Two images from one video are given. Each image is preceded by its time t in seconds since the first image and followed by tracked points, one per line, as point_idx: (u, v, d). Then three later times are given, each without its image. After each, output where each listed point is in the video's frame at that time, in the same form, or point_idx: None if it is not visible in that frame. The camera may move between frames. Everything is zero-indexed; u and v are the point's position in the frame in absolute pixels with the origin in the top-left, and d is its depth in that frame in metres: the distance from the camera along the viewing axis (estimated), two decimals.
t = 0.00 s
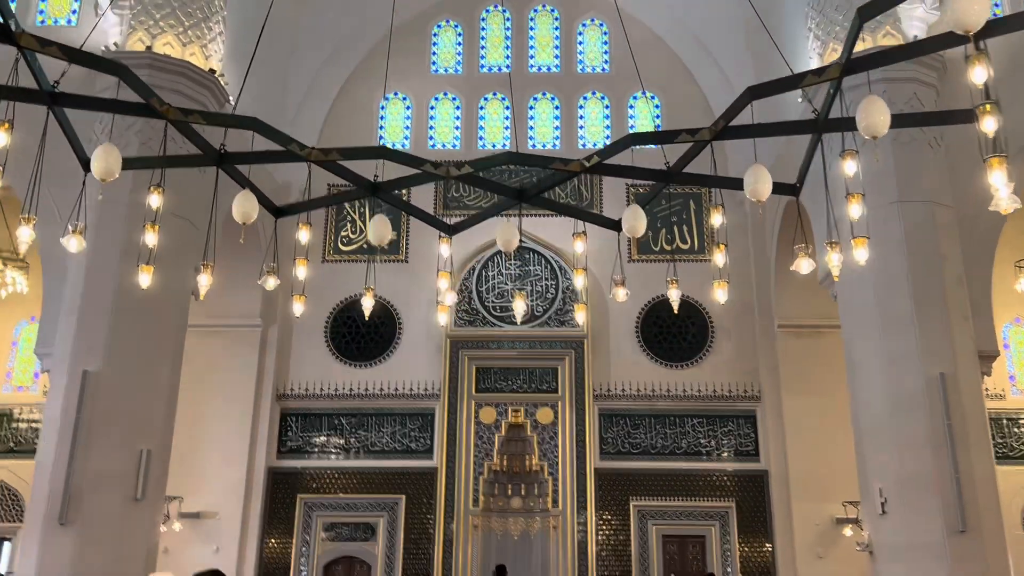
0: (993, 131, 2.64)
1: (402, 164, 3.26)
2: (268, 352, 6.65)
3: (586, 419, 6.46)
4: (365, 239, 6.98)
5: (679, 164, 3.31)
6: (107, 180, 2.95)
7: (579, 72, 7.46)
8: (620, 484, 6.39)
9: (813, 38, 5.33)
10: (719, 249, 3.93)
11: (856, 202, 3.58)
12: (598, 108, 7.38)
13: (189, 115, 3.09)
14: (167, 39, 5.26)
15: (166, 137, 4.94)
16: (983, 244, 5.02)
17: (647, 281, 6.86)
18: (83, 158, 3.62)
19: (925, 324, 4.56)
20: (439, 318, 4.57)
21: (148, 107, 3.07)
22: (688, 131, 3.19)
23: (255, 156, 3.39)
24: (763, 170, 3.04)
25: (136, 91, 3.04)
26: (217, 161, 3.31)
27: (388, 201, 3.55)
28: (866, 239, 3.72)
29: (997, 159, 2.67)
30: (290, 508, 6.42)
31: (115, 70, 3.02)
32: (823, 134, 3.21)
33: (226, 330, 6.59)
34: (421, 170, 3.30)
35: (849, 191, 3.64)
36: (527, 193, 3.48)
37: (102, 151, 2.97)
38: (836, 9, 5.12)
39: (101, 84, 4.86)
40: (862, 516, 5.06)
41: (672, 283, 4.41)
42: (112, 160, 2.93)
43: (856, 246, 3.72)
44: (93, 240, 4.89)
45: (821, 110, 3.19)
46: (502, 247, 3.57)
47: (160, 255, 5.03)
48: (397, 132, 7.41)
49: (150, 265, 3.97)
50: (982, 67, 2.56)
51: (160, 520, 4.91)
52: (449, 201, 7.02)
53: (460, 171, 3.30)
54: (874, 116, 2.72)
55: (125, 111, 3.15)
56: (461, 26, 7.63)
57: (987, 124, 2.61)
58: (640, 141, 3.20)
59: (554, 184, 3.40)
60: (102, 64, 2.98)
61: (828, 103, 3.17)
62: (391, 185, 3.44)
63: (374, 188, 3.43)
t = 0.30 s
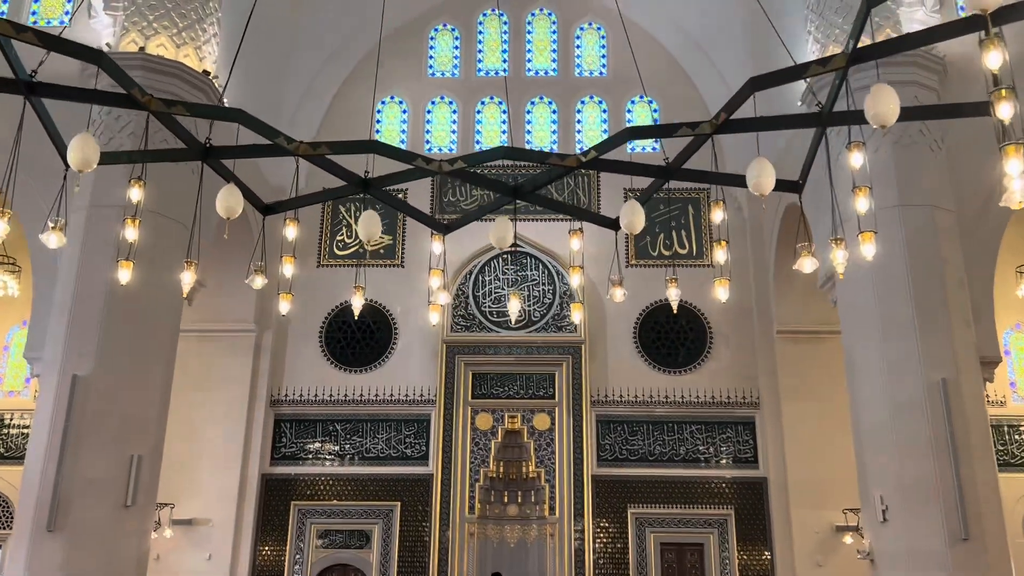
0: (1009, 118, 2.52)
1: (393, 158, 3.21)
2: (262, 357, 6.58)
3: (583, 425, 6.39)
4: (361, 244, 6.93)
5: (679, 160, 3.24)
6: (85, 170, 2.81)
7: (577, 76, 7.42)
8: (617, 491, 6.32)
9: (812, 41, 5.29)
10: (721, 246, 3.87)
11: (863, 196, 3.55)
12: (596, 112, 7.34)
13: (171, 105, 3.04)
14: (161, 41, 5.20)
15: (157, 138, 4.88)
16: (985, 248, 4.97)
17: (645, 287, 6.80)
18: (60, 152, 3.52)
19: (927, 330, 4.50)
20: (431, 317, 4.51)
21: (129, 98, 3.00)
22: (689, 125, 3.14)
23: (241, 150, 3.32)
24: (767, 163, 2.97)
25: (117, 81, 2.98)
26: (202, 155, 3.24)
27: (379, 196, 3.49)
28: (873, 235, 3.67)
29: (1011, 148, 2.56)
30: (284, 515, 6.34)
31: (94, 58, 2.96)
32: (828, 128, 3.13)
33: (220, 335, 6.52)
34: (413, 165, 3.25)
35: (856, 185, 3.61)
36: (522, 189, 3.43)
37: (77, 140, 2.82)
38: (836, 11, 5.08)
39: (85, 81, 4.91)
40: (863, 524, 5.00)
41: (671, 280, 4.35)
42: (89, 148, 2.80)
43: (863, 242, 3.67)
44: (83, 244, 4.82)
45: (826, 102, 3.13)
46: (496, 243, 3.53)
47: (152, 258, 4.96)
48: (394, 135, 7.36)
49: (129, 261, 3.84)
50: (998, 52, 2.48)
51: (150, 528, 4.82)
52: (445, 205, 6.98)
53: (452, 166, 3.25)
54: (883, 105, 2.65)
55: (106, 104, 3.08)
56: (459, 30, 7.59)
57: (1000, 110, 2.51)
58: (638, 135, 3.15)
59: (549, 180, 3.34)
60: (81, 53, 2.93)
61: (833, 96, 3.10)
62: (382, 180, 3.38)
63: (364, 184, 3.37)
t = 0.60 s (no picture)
0: None
1: (385, 157, 3.16)
2: (255, 368, 6.51)
3: (580, 436, 6.31)
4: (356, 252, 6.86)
5: (679, 159, 3.19)
6: (60, 164, 2.75)
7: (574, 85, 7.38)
8: (615, 503, 6.24)
9: (811, 49, 5.25)
10: (722, 247, 3.81)
11: (871, 192, 3.42)
12: (593, 122, 7.29)
13: (153, 100, 2.97)
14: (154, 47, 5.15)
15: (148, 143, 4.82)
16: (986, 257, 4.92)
17: (643, 296, 6.73)
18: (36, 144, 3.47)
19: (929, 340, 4.43)
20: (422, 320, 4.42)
21: (110, 93, 2.94)
22: (688, 123, 3.08)
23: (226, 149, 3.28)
24: (770, 160, 2.92)
25: (97, 74, 2.92)
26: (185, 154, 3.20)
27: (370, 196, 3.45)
28: (882, 234, 3.55)
29: None
30: (276, 527, 6.25)
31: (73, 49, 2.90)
32: (832, 126, 3.09)
33: (213, 345, 6.44)
34: (406, 164, 3.20)
35: (863, 181, 3.48)
36: (517, 191, 3.39)
37: (52, 133, 2.77)
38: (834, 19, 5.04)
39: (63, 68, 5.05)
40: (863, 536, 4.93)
41: (672, 285, 4.27)
42: (64, 142, 2.74)
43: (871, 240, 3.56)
44: (73, 251, 4.75)
45: (832, 99, 3.09)
46: (490, 245, 3.46)
47: (142, 267, 4.89)
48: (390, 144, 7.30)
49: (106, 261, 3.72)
50: (1015, 39, 2.44)
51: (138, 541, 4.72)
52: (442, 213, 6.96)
53: (445, 165, 3.20)
54: (894, 97, 2.61)
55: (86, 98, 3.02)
56: (455, 38, 7.56)
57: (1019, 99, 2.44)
58: (636, 133, 3.09)
59: (545, 180, 3.29)
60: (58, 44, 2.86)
61: (838, 93, 3.07)
62: (373, 180, 3.34)
63: (354, 184, 3.33)
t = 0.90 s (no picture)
0: None
1: (371, 148, 3.11)
2: (244, 374, 6.41)
3: (574, 443, 6.24)
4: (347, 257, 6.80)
5: (675, 152, 3.13)
6: (27, 151, 2.65)
7: (568, 89, 7.33)
8: (609, 511, 6.16)
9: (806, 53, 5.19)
10: (721, 242, 3.76)
11: (876, 182, 3.42)
12: (587, 125, 7.24)
13: (128, 88, 2.88)
14: (142, 47, 5.08)
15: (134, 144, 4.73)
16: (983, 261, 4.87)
17: (638, 301, 6.68)
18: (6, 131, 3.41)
19: (926, 344, 4.37)
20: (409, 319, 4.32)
21: (81, 80, 2.83)
22: (686, 114, 3.03)
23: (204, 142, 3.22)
24: (770, 150, 2.86)
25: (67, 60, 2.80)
26: (162, 145, 3.14)
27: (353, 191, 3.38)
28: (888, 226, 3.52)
29: None
30: (265, 535, 6.16)
31: (40, 33, 2.77)
32: (834, 116, 3.03)
33: (202, 350, 6.36)
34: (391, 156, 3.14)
35: (868, 173, 3.47)
36: (507, 186, 3.33)
37: (18, 120, 2.66)
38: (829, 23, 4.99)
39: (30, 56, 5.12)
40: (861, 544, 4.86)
41: (670, 284, 4.20)
42: (30, 128, 2.64)
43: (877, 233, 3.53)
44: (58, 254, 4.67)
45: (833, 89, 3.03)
46: (479, 241, 3.38)
47: (128, 271, 4.80)
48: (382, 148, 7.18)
49: (76, 256, 3.65)
50: None
51: (123, 550, 4.64)
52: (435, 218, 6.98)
53: (432, 158, 3.14)
54: (903, 80, 2.53)
55: (54, 85, 2.91)
56: (448, 42, 7.51)
57: None
58: (630, 125, 3.04)
59: (536, 175, 3.22)
60: (24, 27, 2.72)
61: (839, 82, 3.00)
62: (357, 174, 3.27)
63: (338, 179, 3.27)
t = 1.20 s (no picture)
0: None
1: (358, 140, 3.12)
2: (237, 380, 6.34)
3: (570, 449, 6.17)
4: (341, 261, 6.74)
5: (674, 144, 3.11)
6: None
7: (564, 93, 7.28)
8: (606, 518, 6.08)
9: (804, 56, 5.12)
10: (721, 236, 3.69)
11: (885, 170, 3.32)
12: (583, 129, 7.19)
13: (103, 76, 2.87)
14: (134, 49, 5.02)
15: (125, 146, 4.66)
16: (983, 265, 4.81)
17: (635, 306, 6.62)
18: None
19: (927, 349, 4.30)
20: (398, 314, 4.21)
21: (56, 66, 2.83)
22: (684, 103, 2.98)
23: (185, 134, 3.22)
24: (773, 137, 2.81)
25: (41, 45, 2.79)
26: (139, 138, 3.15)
27: (340, 183, 3.41)
28: (898, 216, 3.47)
29: None
30: (258, 543, 6.08)
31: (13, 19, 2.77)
32: (838, 105, 3.08)
33: (194, 356, 6.28)
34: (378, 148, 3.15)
35: (876, 161, 3.38)
36: (498, 180, 3.32)
37: None
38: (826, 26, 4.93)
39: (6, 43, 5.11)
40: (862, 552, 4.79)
41: (669, 280, 4.09)
42: None
43: (885, 223, 3.48)
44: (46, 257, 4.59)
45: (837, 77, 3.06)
46: (469, 234, 3.36)
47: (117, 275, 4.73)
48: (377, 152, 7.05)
49: (47, 249, 3.67)
50: None
51: (111, 558, 4.55)
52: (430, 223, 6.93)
53: (420, 151, 3.15)
54: (914, 60, 2.49)
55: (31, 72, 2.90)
56: (444, 46, 7.46)
57: None
58: (627, 115, 3.00)
59: (526, 169, 3.21)
60: None
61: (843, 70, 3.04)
62: (343, 168, 3.29)
63: (325, 172, 3.30)
